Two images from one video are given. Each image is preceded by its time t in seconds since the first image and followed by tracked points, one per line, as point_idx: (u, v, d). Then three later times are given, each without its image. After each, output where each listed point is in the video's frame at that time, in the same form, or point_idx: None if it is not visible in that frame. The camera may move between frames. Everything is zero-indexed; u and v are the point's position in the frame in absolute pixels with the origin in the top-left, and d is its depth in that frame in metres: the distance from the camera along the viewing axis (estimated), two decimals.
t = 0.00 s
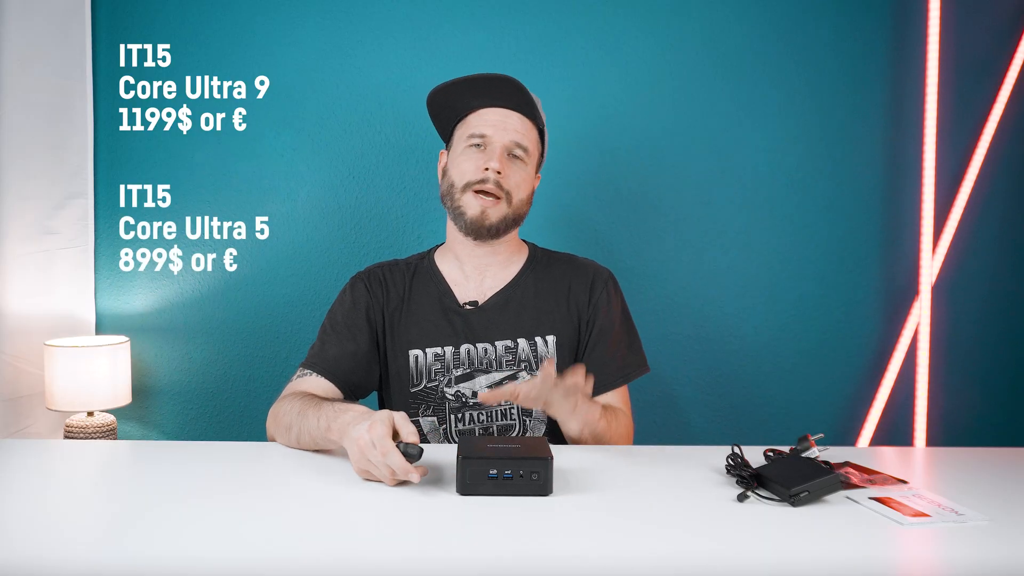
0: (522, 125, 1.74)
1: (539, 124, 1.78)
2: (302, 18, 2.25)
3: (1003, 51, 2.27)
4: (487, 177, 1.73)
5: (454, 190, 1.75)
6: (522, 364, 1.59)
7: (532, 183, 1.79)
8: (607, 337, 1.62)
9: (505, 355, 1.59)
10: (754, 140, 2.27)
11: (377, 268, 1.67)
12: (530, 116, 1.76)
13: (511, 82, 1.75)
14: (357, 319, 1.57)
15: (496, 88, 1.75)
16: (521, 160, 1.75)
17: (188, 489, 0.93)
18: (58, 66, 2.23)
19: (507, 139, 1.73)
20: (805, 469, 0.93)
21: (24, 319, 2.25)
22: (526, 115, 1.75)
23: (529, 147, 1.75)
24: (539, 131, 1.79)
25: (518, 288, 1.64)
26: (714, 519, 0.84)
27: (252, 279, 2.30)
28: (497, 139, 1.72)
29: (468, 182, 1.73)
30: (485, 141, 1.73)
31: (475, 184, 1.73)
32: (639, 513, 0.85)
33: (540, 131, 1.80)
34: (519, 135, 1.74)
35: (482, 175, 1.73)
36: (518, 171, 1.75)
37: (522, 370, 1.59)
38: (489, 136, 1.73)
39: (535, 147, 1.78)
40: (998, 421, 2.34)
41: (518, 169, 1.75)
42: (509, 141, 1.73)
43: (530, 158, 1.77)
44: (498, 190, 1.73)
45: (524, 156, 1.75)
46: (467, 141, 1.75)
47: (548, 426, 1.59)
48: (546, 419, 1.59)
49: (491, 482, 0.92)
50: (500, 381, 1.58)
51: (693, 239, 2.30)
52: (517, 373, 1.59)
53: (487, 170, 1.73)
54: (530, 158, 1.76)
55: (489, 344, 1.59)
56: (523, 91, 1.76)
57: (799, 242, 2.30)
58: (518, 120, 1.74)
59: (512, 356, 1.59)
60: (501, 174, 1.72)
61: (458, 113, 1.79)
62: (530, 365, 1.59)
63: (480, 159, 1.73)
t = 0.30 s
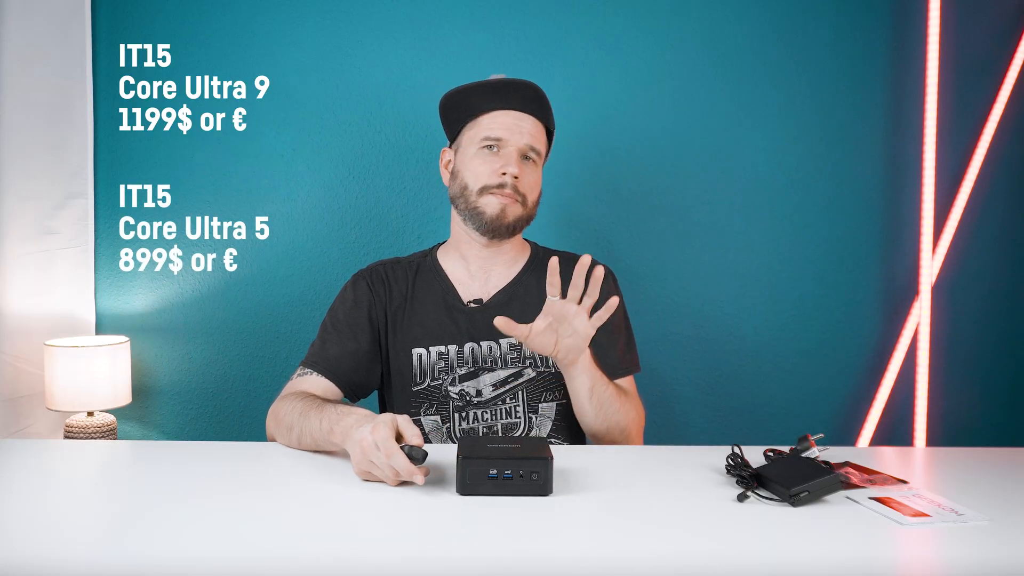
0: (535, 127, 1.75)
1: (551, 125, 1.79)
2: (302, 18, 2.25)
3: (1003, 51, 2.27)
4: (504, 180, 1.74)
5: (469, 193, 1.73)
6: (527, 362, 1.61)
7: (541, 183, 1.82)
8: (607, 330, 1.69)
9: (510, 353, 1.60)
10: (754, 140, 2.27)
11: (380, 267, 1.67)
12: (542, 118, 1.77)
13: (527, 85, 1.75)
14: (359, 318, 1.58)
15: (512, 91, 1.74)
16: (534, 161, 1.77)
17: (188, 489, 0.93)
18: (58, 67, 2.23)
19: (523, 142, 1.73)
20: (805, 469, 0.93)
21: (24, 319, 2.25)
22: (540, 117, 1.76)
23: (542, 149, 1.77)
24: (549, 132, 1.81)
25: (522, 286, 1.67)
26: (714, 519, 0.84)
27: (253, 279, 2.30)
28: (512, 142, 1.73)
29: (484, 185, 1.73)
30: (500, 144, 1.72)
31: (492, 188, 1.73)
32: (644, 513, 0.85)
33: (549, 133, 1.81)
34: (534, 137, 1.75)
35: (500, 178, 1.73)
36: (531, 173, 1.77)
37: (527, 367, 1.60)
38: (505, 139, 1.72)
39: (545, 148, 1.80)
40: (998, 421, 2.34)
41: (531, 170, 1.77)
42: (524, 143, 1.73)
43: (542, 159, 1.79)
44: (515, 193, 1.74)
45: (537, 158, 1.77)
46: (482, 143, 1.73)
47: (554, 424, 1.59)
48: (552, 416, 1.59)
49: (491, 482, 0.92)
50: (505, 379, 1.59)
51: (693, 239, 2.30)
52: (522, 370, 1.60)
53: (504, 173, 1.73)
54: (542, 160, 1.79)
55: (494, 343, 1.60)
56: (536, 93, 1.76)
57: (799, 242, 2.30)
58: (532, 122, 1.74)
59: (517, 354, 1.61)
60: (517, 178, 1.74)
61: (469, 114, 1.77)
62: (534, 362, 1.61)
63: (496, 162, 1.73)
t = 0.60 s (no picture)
0: (538, 134, 1.70)
1: (552, 129, 1.75)
2: (302, 18, 2.25)
3: (1003, 51, 2.27)
4: (511, 194, 1.67)
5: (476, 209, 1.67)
6: (530, 371, 1.60)
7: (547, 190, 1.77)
8: (608, 338, 1.66)
9: (513, 362, 1.60)
10: (754, 140, 2.27)
11: (383, 267, 1.68)
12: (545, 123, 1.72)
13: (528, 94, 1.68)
14: (361, 319, 1.58)
15: (514, 100, 1.68)
16: (540, 170, 1.72)
17: (188, 489, 0.93)
18: (58, 66, 2.23)
19: (528, 151, 1.68)
20: (805, 469, 0.93)
21: (24, 320, 2.25)
22: (543, 123, 1.71)
23: (547, 156, 1.72)
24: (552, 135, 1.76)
25: (526, 294, 1.65)
26: (713, 519, 0.84)
27: (253, 280, 2.30)
28: (517, 152, 1.67)
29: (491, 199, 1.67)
30: (504, 155, 1.67)
31: (499, 203, 1.66)
32: (645, 513, 0.85)
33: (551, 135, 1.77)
34: (538, 145, 1.70)
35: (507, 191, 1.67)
36: (538, 182, 1.71)
37: (530, 376, 1.60)
38: (510, 150, 1.67)
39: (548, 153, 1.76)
40: (998, 421, 2.34)
41: (537, 179, 1.71)
42: (530, 152, 1.68)
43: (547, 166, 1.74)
44: (522, 205, 1.68)
45: (543, 165, 1.72)
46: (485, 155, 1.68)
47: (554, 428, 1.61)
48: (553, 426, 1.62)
49: (491, 482, 0.92)
50: (507, 388, 1.59)
51: (692, 239, 2.30)
52: (525, 379, 1.60)
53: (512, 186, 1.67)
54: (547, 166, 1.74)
55: (498, 351, 1.60)
56: (537, 99, 1.70)
57: (799, 243, 2.30)
58: (536, 130, 1.69)
59: (520, 363, 1.60)
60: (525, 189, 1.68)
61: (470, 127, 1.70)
62: (536, 371, 1.61)
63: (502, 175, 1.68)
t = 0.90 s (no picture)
0: (537, 132, 1.69)
1: (552, 128, 1.75)
2: (302, 18, 2.25)
3: (1003, 51, 2.27)
4: (508, 192, 1.67)
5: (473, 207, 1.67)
6: (530, 372, 1.61)
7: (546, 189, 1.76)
8: (613, 339, 1.66)
9: (513, 363, 1.60)
10: (754, 140, 2.27)
11: (384, 266, 1.67)
12: (544, 122, 1.71)
13: (526, 92, 1.68)
14: (362, 319, 1.58)
15: (512, 98, 1.67)
16: (538, 168, 1.71)
17: (188, 489, 0.93)
18: (58, 66, 2.23)
19: (525, 149, 1.68)
20: (805, 469, 0.93)
21: (24, 320, 2.25)
22: (541, 122, 1.70)
23: (545, 155, 1.72)
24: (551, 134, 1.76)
25: (527, 295, 1.65)
26: (713, 519, 0.84)
27: (253, 280, 2.30)
28: (514, 150, 1.67)
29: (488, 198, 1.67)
30: (501, 154, 1.67)
31: (496, 201, 1.66)
32: (645, 513, 0.85)
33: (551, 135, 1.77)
34: (536, 143, 1.69)
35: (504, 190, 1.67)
36: (535, 180, 1.71)
37: (530, 378, 1.60)
38: (506, 148, 1.67)
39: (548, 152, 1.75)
40: (998, 421, 2.34)
41: (535, 177, 1.71)
42: (527, 151, 1.68)
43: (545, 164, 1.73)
44: (520, 203, 1.67)
45: (541, 164, 1.71)
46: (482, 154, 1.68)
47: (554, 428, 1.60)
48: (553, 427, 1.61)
49: (491, 482, 0.92)
50: (508, 389, 1.59)
51: (692, 239, 2.30)
52: (525, 381, 1.60)
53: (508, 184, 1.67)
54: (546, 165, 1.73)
55: (498, 352, 1.60)
56: (535, 97, 1.70)
57: (799, 243, 2.30)
58: (534, 128, 1.69)
59: (521, 364, 1.60)
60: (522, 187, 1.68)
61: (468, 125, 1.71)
62: (537, 373, 1.61)
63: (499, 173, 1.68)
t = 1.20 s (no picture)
0: (530, 124, 1.74)
1: (546, 121, 1.78)
2: (302, 18, 2.25)
3: (1003, 52, 2.27)
4: (501, 182, 1.73)
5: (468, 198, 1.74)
6: (531, 369, 1.62)
7: (541, 181, 1.81)
8: (619, 327, 1.66)
9: (514, 359, 1.61)
10: (754, 141, 2.27)
11: (382, 269, 1.67)
12: (537, 114, 1.75)
13: (519, 84, 1.74)
14: (360, 323, 1.58)
15: (505, 90, 1.74)
16: (533, 160, 1.76)
17: (188, 489, 0.93)
18: (58, 66, 2.23)
19: (518, 141, 1.73)
20: (805, 469, 0.93)
21: (24, 319, 2.26)
22: (534, 114, 1.75)
23: (540, 147, 1.76)
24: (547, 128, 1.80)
25: (526, 291, 1.66)
26: (713, 519, 0.84)
27: (253, 280, 2.30)
28: (507, 142, 1.73)
29: (482, 188, 1.73)
30: (495, 145, 1.73)
31: (491, 190, 1.73)
32: (644, 513, 0.85)
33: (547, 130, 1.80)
34: (529, 135, 1.74)
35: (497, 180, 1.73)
36: (529, 172, 1.76)
37: (531, 374, 1.61)
38: (500, 139, 1.72)
39: (544, 145, 1.79)
40: (998, 421, 2.34)
41: (529, 169, 1.76)
42: (520, 142, 1.73)
43: (540, 156, 1.78)
44: (513, 193, 1.73)
45: (535, 155, 1.76)
46: (476, 146, 1.74)
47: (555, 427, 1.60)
48: (555, 422, 1.60)
49: (491, 482, 0.92)
50: (509, 386, 1.60)
51: (692, 239, 2.29)
52: (527, 377, 1.61)
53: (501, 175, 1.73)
54: (541, 157, 1.78)
55: (499, 350, 1.61)
56: (529, 90, 1.76)
57: (799, 243, 2.30)
58: (527, 120, 1.74)
59: (521, 360, 1.61)
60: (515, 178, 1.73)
61: (462, 117, 1.77)
62: (537, 369, 1.62)
63: (493, 164, 1.73)
